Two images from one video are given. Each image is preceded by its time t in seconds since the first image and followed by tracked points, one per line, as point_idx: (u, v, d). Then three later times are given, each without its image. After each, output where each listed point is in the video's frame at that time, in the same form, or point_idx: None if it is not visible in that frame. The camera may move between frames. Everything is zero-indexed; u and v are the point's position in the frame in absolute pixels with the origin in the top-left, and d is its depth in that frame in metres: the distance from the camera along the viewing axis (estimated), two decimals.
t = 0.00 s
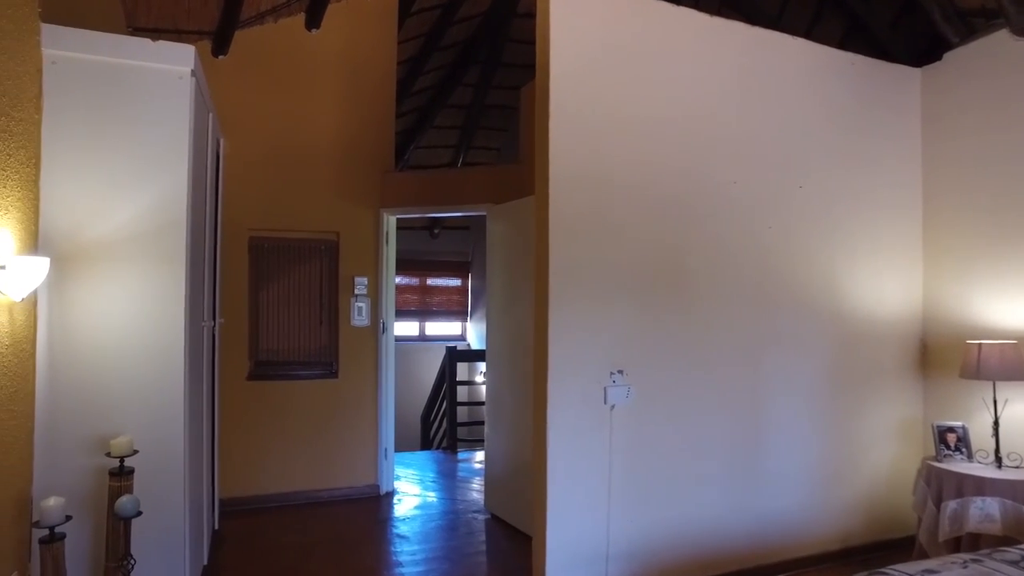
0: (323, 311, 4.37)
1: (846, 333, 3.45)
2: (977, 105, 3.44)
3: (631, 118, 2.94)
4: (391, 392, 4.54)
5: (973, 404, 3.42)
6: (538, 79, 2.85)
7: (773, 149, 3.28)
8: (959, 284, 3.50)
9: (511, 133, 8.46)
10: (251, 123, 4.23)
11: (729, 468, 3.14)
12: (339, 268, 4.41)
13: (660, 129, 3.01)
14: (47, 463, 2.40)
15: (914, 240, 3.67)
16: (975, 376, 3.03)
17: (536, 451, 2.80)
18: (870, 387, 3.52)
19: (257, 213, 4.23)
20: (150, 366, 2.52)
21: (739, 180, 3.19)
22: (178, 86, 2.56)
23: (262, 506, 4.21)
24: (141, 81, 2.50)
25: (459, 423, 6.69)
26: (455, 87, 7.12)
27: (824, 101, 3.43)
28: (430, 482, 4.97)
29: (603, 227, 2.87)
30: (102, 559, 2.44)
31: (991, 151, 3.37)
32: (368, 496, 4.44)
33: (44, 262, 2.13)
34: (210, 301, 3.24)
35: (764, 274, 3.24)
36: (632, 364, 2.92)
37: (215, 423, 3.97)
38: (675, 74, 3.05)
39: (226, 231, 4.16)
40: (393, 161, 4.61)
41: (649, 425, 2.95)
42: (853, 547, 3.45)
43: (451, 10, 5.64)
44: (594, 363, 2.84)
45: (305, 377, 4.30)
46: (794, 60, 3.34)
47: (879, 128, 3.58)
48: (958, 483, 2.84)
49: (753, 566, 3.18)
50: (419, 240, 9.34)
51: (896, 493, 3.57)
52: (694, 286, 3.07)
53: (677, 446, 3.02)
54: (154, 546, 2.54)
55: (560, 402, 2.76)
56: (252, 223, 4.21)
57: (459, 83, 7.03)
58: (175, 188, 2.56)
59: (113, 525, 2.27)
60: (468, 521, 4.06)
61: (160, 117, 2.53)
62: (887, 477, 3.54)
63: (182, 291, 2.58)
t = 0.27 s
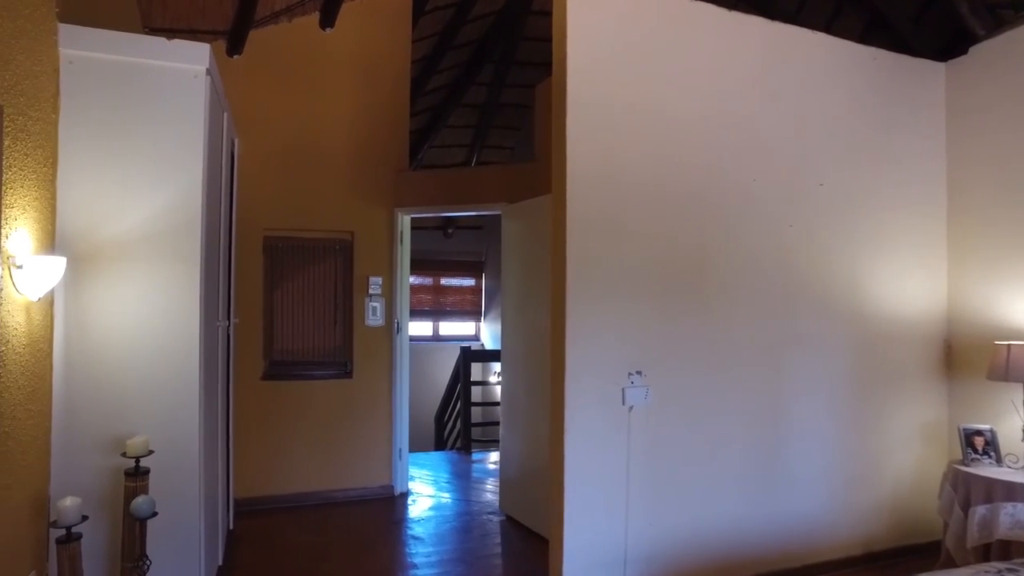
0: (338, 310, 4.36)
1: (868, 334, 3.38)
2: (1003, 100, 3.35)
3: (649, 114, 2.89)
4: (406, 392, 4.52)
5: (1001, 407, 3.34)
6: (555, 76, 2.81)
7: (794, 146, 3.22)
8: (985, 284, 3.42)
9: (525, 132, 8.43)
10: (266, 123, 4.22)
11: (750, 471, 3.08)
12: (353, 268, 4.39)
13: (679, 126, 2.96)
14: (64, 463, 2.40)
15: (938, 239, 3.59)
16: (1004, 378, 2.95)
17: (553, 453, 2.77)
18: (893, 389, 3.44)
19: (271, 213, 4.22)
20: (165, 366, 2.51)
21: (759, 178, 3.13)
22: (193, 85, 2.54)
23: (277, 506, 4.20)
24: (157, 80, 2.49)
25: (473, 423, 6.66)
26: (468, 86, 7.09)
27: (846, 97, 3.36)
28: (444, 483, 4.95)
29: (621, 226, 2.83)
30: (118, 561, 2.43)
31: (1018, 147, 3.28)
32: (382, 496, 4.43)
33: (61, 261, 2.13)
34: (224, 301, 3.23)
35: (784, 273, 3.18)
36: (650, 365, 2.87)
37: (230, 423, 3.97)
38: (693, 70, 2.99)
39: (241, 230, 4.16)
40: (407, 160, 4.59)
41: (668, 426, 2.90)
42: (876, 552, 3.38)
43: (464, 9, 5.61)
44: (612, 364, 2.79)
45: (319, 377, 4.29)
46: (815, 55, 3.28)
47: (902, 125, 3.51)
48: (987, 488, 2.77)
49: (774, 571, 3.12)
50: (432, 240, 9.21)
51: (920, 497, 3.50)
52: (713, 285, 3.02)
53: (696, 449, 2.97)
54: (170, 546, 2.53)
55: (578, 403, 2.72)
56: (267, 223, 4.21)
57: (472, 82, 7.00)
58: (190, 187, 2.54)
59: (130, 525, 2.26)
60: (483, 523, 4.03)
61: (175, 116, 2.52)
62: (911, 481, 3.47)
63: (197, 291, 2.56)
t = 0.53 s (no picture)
0: (352, 311, 4.34)
1: (892, 336, 3.30)
2: None
3: (668, 113, 2.85)
4: (421, 393, 4.50)
5: None
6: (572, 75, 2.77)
7: (816, 144, 3.15)
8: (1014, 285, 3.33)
9: (539, 132, 8.39)
10: (281, 124, 4.22)
11: (771, 476, 3.02)
12: (368, 268, 4.38)
13: (698, 124, 2.91)
14: (80, 464, 2.39)
15: (964, 239, 3.50)
16: None
17: (570, 456, 2.73)
18: (918, 392, 3.36)
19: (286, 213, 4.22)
20: (181, 367, 2.50)
21: (780, 176, 3.07)
22: (208, 85, 2.53)
23: (292, 507, 4.20)
24: (172, 80, 2.48)
25: (488, 425, 6.62)
26: (483, 86, 7.07)
27: (870, 94, 3.28)
28: (458, 485, 4.92)
29: (639, 226, 2.78)
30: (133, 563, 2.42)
31: None
32: (397, 498, 4.41)
33: (77, 261, 2.12)
34: (239, 302, 3.22)
35: (806, 273, 3.11)
36: (669, 367, 2.82)
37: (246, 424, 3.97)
38: (713, 67, 2.94)
39: (257, 231, 4.16)
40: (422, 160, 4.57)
41: (687, 430, 2.85)
42: (900, 559, 3.30)
43: (479, 8, 5.59)
44: (630, 366, 2.75)
45: (334, 377, 4.28)
46: (837, 51, 3.21)
47: (927, 122, 3.42)
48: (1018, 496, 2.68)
49: None
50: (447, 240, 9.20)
51: (946, 503, 3.41)
52: (733, 286, 2.96)
53: (716, 452, 2.91)
54: (185, 548, 2.52)
55: (596, 406, 2.67)
56: (282, 223, 4.20)
57: (487, 81, 6.98)
58: (206, 187, 2.53)
59: (145, 527, 2.25)
60: (498, 526, 3.99)
61: (190, 117, 2.51)
62: (936, 486, 3.38)
63: (212, 292, 2.55)
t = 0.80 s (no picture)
0: (367, 311, 4.33)
1: (916, 337, 3.23)
2: None
3: (687, 111, 2.80)
4: (435, 393, 4.48)
5: None
6: (589, 73, 2.74)
7: (837, 142, 3.09)
8: None
9: (554, 131, 8.35)
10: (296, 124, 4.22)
11: (791, 480, 2.96)
12: (383, 269, 4.37)
13: (717, 122, 2.86)
14: (96, 465, 2.39)
15: (991, 238, 3.42)
16: None
17: (587, 459, 2.70)
18: (943, 394, 3.29)
19: (301, 214, 4.21)
20: (196, 368, 2.49)
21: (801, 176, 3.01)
22: (223, 85, 2.52)
23: (307, 508, 4.19)
24: (187, 81, 2.47)
25: (502, 426, 6.60)
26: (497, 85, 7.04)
27: (893, 90, 3.21)
28: (473, 486, 4.90)
29: (657, 226, 2.74)
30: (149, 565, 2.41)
31: None
32: (411, 500, 4.39)
33: (93, 263, 2.11)
34: (254, 303, 3.22)
35: (828, 274, 3.05)
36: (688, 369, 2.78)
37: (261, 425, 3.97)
38: (732, 64, 2.89)
39: (271, 232, 4.16)
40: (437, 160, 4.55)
41: (705, 433, 2.81)
42: (924, 566, 3.23)
43: (494, 6, 5.56)
44: (649, 369, 2.70)
45: (348, 378, 4.28)
46: (860, 47, 3.14)
47: (952, 118, 3.34)
48: None
49: None
50: (460, 241, 9.15)
51: (972, 509, 3.33)
52: (753, 287, 2.91)
53: (736, 456, 2.86)
54: (200, 550, 2.51)
55: (613, 409, 2.64)
56: (296, 224, 4.20)
57: (502, 80, 6.96)
58: (221, 188, 2.52)
59: (161, 530, 2.24)
60: (513, 528, 3.97)
61: (204, 117, 2.50)
62: (961, 492, 3.31)
63: (226, 293, 2.53)
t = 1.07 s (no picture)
0: (379, 312, 4.33)
1: (938, 339, 3.17)
2: None
3: (703, 109, 2.76)
4: (447, 394, 4.46)
5: None
6: (604, 71, 2.70)
7: (857, 140, 3.04)
8: None
9: (567, 130, 8.32)
10: (308, 125, 4.21)
11: (809, 483, 2.91)
12: (395, 269, 4.36)
13: (735, 121, 2.81)
14: (110, 466, 2.39)
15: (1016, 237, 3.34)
16: None
17: (603, 461, 2.67)
18: (966, 397, 3.22)
19: (314, 214, 4.21)
20: (210, 369, 2.48)
21: (820, 174, 2.96)
22: (235, 85, 2.51)
23: (320, 508, 4.19)
24: (200, 82, 2.47)
25: (515, 426, 6.58)
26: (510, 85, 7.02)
27: (914, 87, 3.15)
28: (485, 488, 4.88)
29: (673, 226, 2.70)
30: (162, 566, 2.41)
31: None
32: (424, 501, 4.38)
33: (107, 264, 2.11)
34: (267, 304, 3.22)
35: (847, 274, 3.00)
36: (705, 372, 2.74)
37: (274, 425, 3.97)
38: (750, 61, 2.84)
39: (284, 232, 4.16)
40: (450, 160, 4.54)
41: (722, 436, 2.77)
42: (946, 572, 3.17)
43: (506, 5, 5.54)
44: (665, 371, 2.67)
45: (361, 379, 4.27)
46: (880, 42, 3.08)
47: (975, 115, 3.27)
48: None
49: None
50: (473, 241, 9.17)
51: (996, 514, 3.26)
52: (770, 288, 2.86)
53: (753, 459, 2.82)
54: (214, 552, 2.51)
55: (628, 411, 2.60)
56: (309, 225, 4.20)
57: (514, 80, 6.93)
58: (233, 189, 2.51)
59: (174, 532, 2.24)
60: (527, 531, 3.94)
61: (217, 118, 2.49)
62: (985, 496, 3.24)
63: (239, 294, 2.52)
